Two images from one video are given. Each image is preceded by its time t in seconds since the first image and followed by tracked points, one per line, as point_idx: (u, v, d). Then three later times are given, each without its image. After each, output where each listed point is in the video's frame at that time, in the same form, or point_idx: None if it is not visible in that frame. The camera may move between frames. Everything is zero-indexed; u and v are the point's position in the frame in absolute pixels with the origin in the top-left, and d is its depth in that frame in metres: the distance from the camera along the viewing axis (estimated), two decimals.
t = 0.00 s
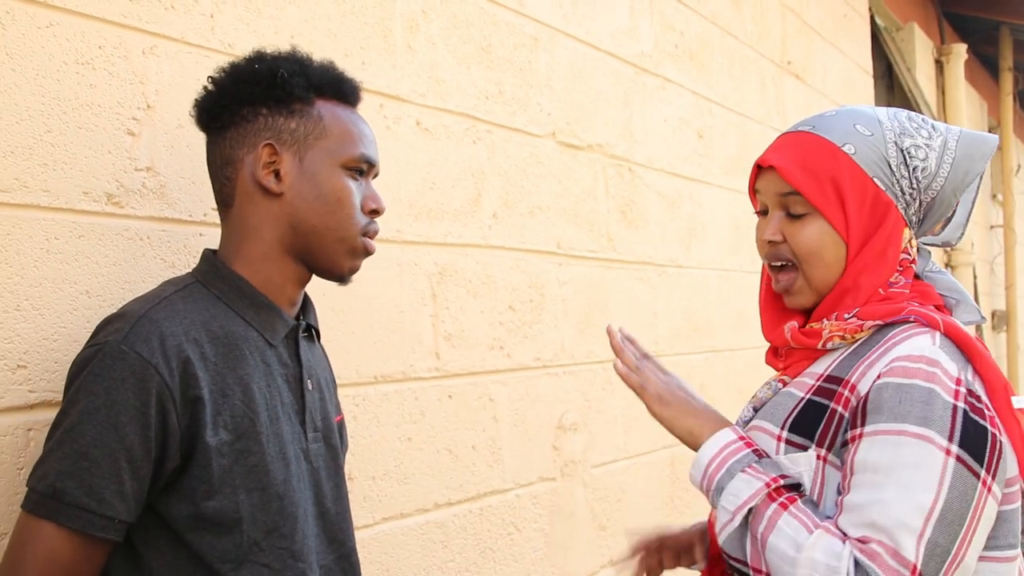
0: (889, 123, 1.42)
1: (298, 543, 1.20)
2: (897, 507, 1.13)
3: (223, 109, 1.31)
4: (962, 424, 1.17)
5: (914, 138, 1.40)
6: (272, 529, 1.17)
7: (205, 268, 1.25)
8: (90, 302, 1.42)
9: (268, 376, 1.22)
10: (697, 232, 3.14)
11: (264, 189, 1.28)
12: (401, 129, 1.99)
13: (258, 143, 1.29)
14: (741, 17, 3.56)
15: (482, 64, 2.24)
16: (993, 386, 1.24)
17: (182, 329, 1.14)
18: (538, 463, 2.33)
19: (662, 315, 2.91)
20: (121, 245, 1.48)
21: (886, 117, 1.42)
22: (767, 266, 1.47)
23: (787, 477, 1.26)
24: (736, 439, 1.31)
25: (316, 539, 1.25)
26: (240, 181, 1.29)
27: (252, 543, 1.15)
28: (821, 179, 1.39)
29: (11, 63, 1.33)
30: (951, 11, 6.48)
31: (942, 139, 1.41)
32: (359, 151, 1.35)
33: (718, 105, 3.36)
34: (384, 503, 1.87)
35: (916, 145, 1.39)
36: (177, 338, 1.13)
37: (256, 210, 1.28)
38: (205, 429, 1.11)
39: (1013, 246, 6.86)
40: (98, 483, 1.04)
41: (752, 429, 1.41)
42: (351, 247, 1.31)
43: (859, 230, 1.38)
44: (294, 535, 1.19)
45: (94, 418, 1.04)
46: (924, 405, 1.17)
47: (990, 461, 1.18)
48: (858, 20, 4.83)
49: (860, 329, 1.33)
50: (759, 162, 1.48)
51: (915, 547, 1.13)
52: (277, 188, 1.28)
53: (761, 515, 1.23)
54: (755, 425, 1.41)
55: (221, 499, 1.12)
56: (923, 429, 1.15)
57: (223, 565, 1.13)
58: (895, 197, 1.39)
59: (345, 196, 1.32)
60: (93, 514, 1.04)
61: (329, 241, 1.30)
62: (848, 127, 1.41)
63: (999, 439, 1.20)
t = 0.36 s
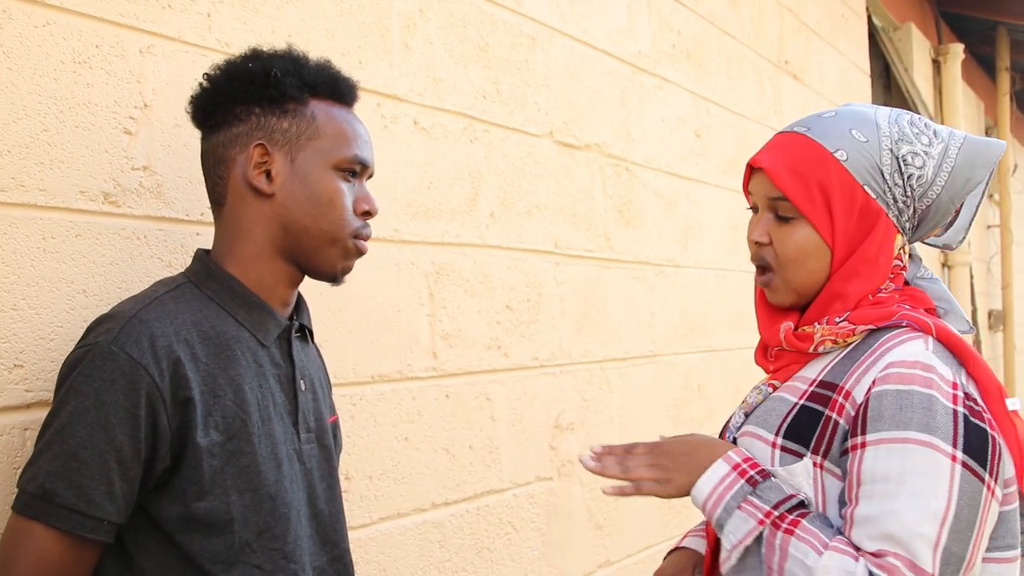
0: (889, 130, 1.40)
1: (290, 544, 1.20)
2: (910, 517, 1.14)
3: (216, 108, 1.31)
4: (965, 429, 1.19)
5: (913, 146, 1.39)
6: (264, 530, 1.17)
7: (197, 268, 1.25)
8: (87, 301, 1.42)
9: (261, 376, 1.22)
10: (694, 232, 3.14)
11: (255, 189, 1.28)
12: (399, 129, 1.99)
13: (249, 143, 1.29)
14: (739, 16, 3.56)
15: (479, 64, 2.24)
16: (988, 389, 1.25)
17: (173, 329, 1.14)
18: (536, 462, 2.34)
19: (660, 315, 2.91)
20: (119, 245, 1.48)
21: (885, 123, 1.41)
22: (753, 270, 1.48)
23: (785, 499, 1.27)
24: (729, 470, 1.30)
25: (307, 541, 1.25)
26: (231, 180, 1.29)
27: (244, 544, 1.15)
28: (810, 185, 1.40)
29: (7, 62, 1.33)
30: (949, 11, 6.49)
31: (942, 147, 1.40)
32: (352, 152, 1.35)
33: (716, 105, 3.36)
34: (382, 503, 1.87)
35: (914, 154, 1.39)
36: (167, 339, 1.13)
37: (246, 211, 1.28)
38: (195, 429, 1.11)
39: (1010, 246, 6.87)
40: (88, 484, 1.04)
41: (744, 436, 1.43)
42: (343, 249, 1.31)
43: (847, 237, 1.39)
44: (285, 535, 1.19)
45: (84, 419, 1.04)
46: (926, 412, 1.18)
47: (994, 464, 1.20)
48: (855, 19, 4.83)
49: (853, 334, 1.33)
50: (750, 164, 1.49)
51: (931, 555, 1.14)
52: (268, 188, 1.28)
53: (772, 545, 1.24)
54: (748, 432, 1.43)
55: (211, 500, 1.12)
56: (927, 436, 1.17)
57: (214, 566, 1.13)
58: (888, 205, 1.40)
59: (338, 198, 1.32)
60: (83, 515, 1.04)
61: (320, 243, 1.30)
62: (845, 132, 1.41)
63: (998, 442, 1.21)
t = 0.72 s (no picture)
0: (879, 128, 1.40)
1: (287, 546, 1.20)
2: (881, 518, 1.14)
3: (216, 108, 1.31)
4: (939, 428, 1.17)
5: (906, 143, 1.38)
6: (260, 533, 1.17)
7: (195, 270, 1.25)
8: (87, 302, 1.42)
9: (257, 378, 1.22)
10: (694, 231, 3.14)
11: (254, 189, 1.28)
12: (398, 129, 1.99)
13: (249, 144, 1.29)
14: (738, 16, 3.56)
15: (479, 64, 2.24)
16: (968, 387, 1.23)
17: (169, 331, 1.14)
18: (536, 462, 2.34)
19: (660, 315, 2.91)
20: (118, 245, 1.48)
21: (875, 122, 1.40)
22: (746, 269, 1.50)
23: (767, 500, 1.29)
24: (712, 474, 1.35)
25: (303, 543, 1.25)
26: (231, 181, 1.29)
27: (241, 546, 1.15)
28: (799, 188, 1.40)
29: (7, 63, 1.33)
30: (948, 10, 6.49)
31: (935, 143, 1.39)
32: (352, 153, 1.35)
33: (716, 105, 3.36)
34: (382, 504, 1.87)
35: (905, 151, 1.38)
36: (163, 340, 1.13)
37: (245, 211, 1.28)
38: (191, 431, 1.11)
39: (1010, 245, 6.87)
40: (83, 485, 1.04)
41: (733, 437, 1.46)
42: (342, 250, 1.31)
43: (838, 237, 1.39)
44: (281, 538, 1.19)
45: (79, 420, 1.04)
46: (899, 411, 1.17)
47: (971, 464, 1.18)
48: (855, 19, 4.83)
49: (835, 333, 1.33)
50: (741, 166, 1.50)
51: (902, 555, 1.13)
52: (267, 188, 1.28)
53: (752, 546, 1.27)
54: (735, 434, 1.45)
55: (208, 502, 1.12)
56: (900, 436, 1.16)
57: (211, 568, 1.13)
58: (879, 204, 1.39)
59: (337, 199, 1.31)
60: (78, 517, 1.03)
61: (318, 244, 1.30)
62: (834, 132, 1.41)
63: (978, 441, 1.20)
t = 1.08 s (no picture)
0: (866, 130, 1.39)
1: (289, 547, 1.20)
2: (861, 520, 1.14)
3: (225, 107, 1.32)
4: (919, 430, 1.17)
5: (893, 144, 1.37)
6: (264, 533, 1.17)
7: (200, 269, 1.25)
8: (90, 302, 1.42)
9: (261, 379, 1.22)
10: (697, 230, 3.14)
11: (261, 189, 1.28)
12: (401, 128, 1.99)
13: (256, 143, 1.29)
14: (741, 15, 3.56)
15: (481, 63, 2.24)
16: (951, 389, 1.23)
17: (173, 330, 1.14)
18: (540, 461, 2.33)
19: (663, 314, 2.91)
20: (122, 245, 1.48)
21: (861, 125, 1.39)
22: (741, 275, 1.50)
23: (752, 505, 1.30)
24: (700, 479, 1.34)
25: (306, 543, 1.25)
26: (238, 180, 1.29)
27: (244, 546, 1.15)
28: (787, 196, 1.39)
29: (10, 62, 1.33)
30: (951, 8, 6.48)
31: (922, 142, 1.37)
32: (359, 154, 1.34)
33: (718, 103, 3.36)
34: (386, 503, 1.87)
35: (891, 152, 1.37)
36: (168, 339, 1.13)
37: (251, 211, 1.28)
38: (195, 430, 1.11)
39: (1014, 243, 6.86)
40: (87, 484, 1.04)
41: (724, 439, 1.46)
42: (347, 252, 1.31)
43: (829, 241, 1.39)
44: (284, 538, 1.19)
45: (84, 419, 1.04)
46: (879, 414, 1.17)
47: (951, 465, 1.18)
48: (858, 17, 4.82)
49: (821, 335, 1.34)
50: (729, 175, 1.49)
51: (882, 558, 1.13)
52: (274, 188, 1.28)
53: (739, 549, 1.27)
54: (727, 436, 1.45)
55: (211, 502, 1.12)
56: (878, 438, 1.16)
57: (214, 568, 1.13)
58: (869, 206, 1.38)
59: (343, 200, 1.31)
60: (83, 515, 1.03)
61: (323, 244, 1.29)
62: (820, 138, 1.40)
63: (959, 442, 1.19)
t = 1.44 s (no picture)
0: (866, 131, 1.39)
1: (291, 544, 1.20)
2: (859, 513, 1.13)
3: (232, 104, 1.32)
4: (916, 424, 1.17)
5: (892, 147, 1.37)
6: (266, 531, 1.17)
7: (203, 267, 1.25)
8: (90, 300, 1.42)
9: (263, 377, 1.22)
10: (697, 229, 3.14)
11: (266, 188, 1.28)
12: (401, 126, 1.99)
13: (263, 142, 1.29)
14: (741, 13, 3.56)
15: (481, 61, 2.24)
16: (947, 385, 1.23)
17: (177, 328, 1.14)
18: (540, 460, 2.34)
19: (663, 312, 2.91)
20: (122, 243, 1.48)
21: (860, 127, 1.39)
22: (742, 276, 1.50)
23: (750, 500, 1.29)
24: (698, 476, 1.35)
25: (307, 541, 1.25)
26: (244, 179, 1.29)
27: (246, 544, 1.15)
28: (788, 197, 1.39)
29: (10, 61, 1.33)
30: (951, 7, 6.47)
31: (920, 144, 1.37)
32: (364, 155, 1.34)
33: (719, 102, 3.36)
34: (386, 501, 1.87)
35: (891, 153, 1.36)
36: (171, 337, 1.13)
37: (256, 209, 1.28)
38: (199, 428, 1.11)
39: (1014, 242, 6.85)
40: (91, 481, 1.04)
41: (722, 435, 1.45)
42: (350, 253, 1.31)
43: (829, 242, 1.38)
44: (286, 536, 1.19)
45: (88, 415, 1.04)
46: (876, 408, 1.17)
47: (948, 459, 1.18)
48: (858, 15, 4.82)
49: (818, 332, 1.33)
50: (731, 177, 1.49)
51: (881, 551, 1.13)
52: (279, 187, 1.28)
53: (738, 545, 1.27)
54: (725, 432, 1.45)
55: (214, 499, 1.12)
56: (875, 432, 1.16)
57: (217, 566, 1.13)
58: (869, 207, 1.38)
59: (348, 201, 1.31)
60: (86, 511, 1.03)
61: (326, 245, 1.29)
62: (820, 140, 1.39)
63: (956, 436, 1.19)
